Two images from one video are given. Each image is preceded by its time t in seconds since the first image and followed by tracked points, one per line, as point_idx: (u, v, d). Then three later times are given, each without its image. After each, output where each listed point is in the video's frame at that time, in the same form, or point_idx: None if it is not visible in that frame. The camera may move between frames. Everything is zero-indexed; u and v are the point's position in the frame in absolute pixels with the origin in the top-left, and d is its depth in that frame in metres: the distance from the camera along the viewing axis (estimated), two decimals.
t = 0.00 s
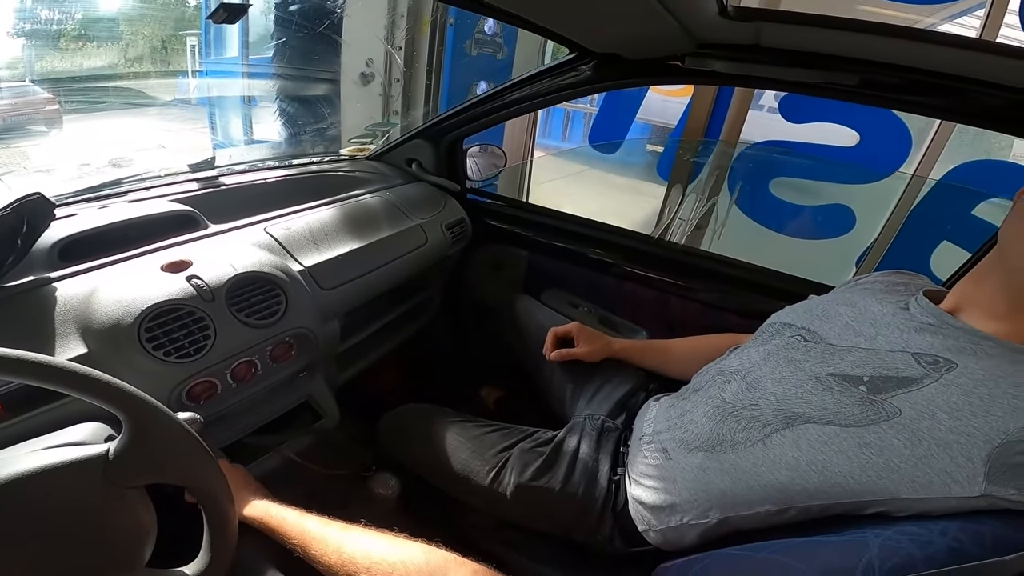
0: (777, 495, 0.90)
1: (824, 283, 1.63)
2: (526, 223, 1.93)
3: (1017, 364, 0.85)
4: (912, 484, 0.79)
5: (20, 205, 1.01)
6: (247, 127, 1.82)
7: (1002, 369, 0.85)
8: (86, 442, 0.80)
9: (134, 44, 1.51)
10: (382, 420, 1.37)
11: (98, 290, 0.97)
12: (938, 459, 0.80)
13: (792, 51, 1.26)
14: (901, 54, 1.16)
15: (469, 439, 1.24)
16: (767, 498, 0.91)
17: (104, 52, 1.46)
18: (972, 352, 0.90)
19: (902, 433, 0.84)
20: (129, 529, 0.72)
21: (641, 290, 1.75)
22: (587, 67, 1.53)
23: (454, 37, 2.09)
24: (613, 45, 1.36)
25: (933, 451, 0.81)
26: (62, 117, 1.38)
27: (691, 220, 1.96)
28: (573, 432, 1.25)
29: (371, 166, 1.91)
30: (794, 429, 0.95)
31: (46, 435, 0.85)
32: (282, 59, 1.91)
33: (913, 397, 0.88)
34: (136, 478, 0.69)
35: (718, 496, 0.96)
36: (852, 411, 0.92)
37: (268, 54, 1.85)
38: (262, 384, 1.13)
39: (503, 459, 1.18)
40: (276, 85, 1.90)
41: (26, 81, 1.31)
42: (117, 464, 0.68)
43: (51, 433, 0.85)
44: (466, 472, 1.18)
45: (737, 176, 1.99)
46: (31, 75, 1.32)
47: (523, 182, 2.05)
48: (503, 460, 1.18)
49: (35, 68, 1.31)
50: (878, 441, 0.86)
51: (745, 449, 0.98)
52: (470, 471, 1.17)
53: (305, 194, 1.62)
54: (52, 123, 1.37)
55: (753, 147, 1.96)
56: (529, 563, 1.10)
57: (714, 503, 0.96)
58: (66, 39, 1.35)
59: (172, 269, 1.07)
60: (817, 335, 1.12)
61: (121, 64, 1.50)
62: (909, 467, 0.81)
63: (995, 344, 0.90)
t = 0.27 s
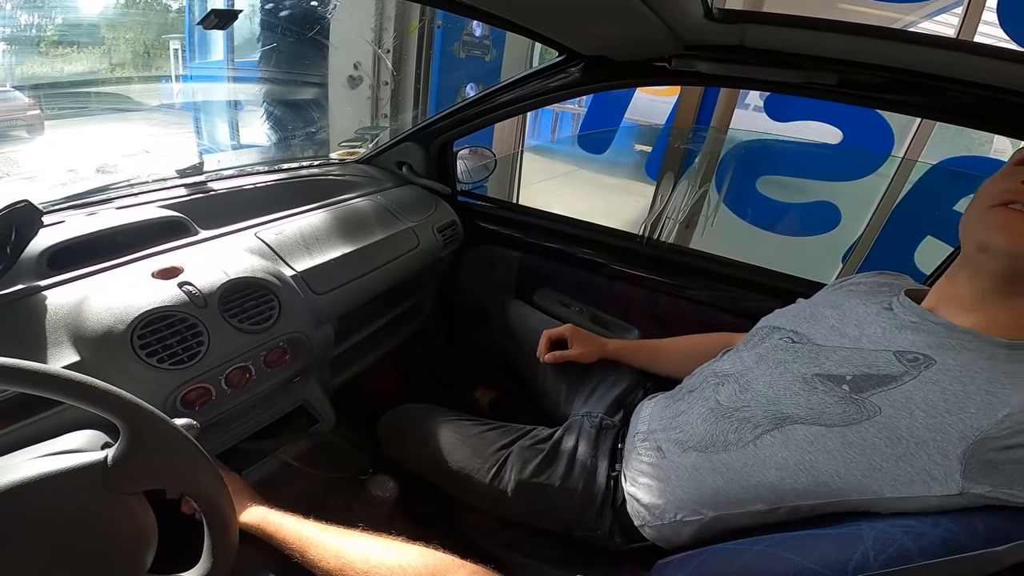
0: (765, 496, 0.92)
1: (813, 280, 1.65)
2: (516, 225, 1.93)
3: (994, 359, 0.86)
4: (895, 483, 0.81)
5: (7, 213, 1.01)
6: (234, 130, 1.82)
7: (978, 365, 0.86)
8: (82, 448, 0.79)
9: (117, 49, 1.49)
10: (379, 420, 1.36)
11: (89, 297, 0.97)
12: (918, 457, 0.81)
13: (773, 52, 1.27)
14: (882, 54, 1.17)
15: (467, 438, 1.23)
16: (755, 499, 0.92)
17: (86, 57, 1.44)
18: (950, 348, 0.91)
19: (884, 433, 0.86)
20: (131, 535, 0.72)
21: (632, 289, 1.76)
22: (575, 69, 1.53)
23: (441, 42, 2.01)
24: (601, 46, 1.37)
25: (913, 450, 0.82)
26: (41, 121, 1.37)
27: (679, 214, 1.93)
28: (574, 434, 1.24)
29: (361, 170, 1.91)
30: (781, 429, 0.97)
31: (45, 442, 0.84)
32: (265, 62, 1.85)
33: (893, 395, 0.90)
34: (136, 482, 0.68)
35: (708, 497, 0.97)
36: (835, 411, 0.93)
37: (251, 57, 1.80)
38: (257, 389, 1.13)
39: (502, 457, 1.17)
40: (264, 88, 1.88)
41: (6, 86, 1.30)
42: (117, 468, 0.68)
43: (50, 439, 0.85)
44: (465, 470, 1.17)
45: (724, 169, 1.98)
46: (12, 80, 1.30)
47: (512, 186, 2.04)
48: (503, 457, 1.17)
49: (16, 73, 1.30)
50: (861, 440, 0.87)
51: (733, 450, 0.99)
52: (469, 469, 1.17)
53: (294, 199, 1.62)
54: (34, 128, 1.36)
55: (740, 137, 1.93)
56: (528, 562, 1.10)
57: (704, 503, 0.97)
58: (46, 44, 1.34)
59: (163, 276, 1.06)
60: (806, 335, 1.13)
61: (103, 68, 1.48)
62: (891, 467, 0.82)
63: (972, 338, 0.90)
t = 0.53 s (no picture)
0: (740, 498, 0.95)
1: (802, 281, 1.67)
2: (506, 228, 1.94)
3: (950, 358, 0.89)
4: (864, 486, 0.84)
5: None
6: (223, 137, 1.83)
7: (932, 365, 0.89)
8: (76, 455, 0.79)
9: (104, 53, 1.49)
10: (374, 425, 1.36)
11: (81, 306, 0.97)
12: (878, 460, 0.84)
13: (756, 57, 1.28)
14: (863, 57, 1.19)
15: (461, 440, 1.23)
16: (729, 502, 0.96)
17: (73, 62, 1.44)
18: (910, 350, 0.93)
19: (845, 436, 0.89)
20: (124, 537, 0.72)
21: (622, 291, 1.76)
22: (563, 74, 1.55)
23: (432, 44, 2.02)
24: (588, 52, 1.38)
25: (872, 453, 0.85)
26: (29, 128, 1.36)
27: (671, 211, 1.98)
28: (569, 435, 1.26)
29: (353, 176, 1.91)
30: (752, 433, 0.99)
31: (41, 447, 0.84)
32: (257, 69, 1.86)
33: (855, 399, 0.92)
34: (129, 491, 0.67)
35: (688, 500, 1.00)
36: (799, 414, 0.96)
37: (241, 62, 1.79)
38: (250, 396, 1.13)
39: (498, 457, 1.18)
40: (252, 95, 1.88)
41: None
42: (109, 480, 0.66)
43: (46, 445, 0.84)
44: (462, 471, 1.17)
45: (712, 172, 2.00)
46: None
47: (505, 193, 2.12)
48: (499, 458, 1.18)
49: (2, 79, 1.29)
50: (826, 444, 0.90)
51: (711, 454, 1.02)
52: (465, 470, 1.17)
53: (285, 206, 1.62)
54: (22, 136, 1.35)
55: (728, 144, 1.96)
56: (522, 562, 1.11)
57: (684, 505, 1.00)
58: (32, 50, 1.33)
59: (154, 284, 1.06)
60: (778, 337, 1.15)
61: (90, 75, 1.48)
62: (856, 470, 0.85)
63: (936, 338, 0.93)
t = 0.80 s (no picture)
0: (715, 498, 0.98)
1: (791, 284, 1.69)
2: (499, 235, 1.95)
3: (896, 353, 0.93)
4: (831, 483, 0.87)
5: None
6: (216, 146, 1.84)
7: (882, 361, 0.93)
8: (72, 463, 0.80)
9: (97, 63, 1.52)
10: (369, 431, 1.36)
11: (75, 317, 0.98)
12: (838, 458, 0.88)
13: (742, 61, 1.31)
14: (842, 63, 1.21)
15: (455, 445, 1.24)
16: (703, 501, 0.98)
17: (65, 70, 1.46)
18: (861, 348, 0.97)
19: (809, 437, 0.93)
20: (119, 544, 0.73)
21: (614, 296, 1.78)
22: (551, 82, 1.57)
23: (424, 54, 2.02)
24: (575, 61, 1.40)
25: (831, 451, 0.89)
26: (20, 136, 1.38)
27: (662, 220, 2.07)
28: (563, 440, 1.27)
29: (345, 184, 1.93)
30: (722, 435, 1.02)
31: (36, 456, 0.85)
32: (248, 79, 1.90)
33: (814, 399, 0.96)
34: (123, 497, 0.67)
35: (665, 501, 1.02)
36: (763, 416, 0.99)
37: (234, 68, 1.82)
38: (245, 405, 1.14)
39: (492, 462, 1.19)
40: (243, 104, 1.90)
41: None
42: (104, 487, 0.67)
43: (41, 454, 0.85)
44: (457, 476, 1.18)
45: (702, 175, 2.08)
46: None
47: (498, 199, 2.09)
48: (493, 462, 1.19)
49: None
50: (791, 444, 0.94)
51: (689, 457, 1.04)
52: (460, 475, 1.18)
53: (279, 215, 1.63)
54: (13, 145, 1.37)
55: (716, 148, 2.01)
56: (517, 566, 1.11)
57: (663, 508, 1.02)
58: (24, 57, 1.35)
59: (148, 295, 1.07)
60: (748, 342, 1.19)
61: (82, 83, 1.51)
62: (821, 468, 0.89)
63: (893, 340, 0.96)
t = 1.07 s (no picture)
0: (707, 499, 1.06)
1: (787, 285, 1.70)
2: (495, 239, 1.96)
3: (870, 367, 0.97)
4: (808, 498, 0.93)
5: None
6: (213, 152, 1.84)
7: (856, 376, 0.98)
8: (72, 467, 0.80)
9: (92, 68, 1.51)
10: (368, 435, 1.36)
11: (73, 323, 0.98)
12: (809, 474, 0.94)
13: (736, 64, 1.32)
14: (835, 66, 1.22)
15: (454, 447, 1.24)
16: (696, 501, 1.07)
17: (61, 76, 1.46)
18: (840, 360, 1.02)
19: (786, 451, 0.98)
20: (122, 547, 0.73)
21: (611, 299, 1.78)
22: (546, 86, 1.57)
23: (419, 60, 2.01)
24: (570, 65, 1.41)
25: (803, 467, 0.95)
26: (17, 142, 1.41)
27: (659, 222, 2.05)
28: (561, 441, 1.27)
29: (342, 189, 1.93)
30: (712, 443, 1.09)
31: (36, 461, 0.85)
32: (245, 84, 1.90)
33: (794, 411, 1.01)
34: (123, 501, 0.68)
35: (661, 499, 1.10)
36: (748, 427, 1.06)
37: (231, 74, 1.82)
38: (243, 410, 1.14)
39: (491, 464, 1.19)
40: (241, 110, 1.90)
41: None
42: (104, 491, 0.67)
43: (41, 459, 0.85)
44: (455, 479, 1.19)
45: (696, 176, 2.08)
46: None
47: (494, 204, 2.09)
48: (492, 465, 1.19)
49: None
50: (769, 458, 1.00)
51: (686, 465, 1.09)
52: (459, 478, 1.18)
53: (276, 220, 1.63)
54: (9, 150, 1.40)
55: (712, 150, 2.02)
56: (517, 568, 1.12)
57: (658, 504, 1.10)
58: (18, 63, 1.36)
59: (145, 301, 1.08)
60: (740, 344, 1.23)
61: (77, 88, 1.51)
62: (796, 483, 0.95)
63: (871, 349, 1.00)
